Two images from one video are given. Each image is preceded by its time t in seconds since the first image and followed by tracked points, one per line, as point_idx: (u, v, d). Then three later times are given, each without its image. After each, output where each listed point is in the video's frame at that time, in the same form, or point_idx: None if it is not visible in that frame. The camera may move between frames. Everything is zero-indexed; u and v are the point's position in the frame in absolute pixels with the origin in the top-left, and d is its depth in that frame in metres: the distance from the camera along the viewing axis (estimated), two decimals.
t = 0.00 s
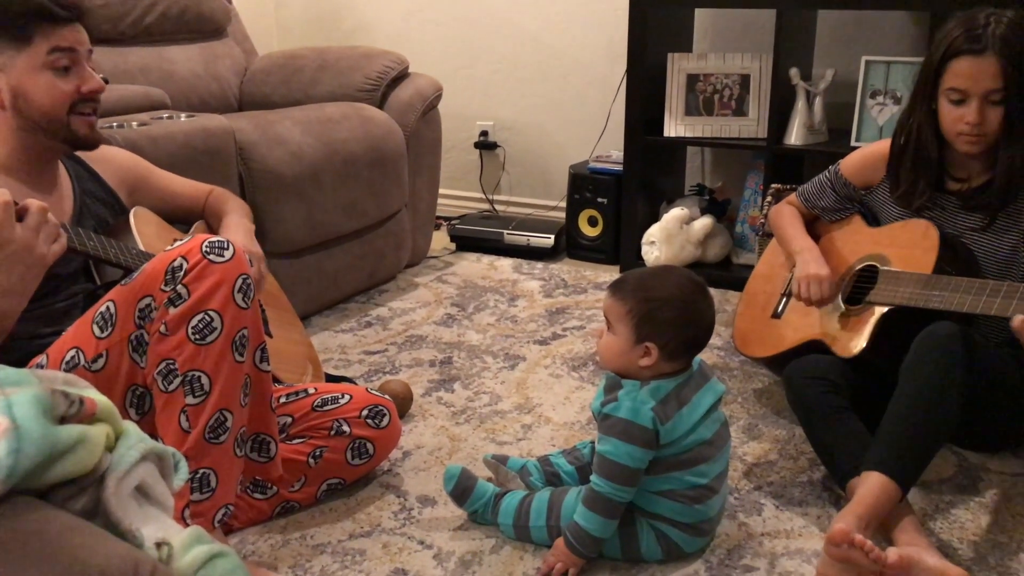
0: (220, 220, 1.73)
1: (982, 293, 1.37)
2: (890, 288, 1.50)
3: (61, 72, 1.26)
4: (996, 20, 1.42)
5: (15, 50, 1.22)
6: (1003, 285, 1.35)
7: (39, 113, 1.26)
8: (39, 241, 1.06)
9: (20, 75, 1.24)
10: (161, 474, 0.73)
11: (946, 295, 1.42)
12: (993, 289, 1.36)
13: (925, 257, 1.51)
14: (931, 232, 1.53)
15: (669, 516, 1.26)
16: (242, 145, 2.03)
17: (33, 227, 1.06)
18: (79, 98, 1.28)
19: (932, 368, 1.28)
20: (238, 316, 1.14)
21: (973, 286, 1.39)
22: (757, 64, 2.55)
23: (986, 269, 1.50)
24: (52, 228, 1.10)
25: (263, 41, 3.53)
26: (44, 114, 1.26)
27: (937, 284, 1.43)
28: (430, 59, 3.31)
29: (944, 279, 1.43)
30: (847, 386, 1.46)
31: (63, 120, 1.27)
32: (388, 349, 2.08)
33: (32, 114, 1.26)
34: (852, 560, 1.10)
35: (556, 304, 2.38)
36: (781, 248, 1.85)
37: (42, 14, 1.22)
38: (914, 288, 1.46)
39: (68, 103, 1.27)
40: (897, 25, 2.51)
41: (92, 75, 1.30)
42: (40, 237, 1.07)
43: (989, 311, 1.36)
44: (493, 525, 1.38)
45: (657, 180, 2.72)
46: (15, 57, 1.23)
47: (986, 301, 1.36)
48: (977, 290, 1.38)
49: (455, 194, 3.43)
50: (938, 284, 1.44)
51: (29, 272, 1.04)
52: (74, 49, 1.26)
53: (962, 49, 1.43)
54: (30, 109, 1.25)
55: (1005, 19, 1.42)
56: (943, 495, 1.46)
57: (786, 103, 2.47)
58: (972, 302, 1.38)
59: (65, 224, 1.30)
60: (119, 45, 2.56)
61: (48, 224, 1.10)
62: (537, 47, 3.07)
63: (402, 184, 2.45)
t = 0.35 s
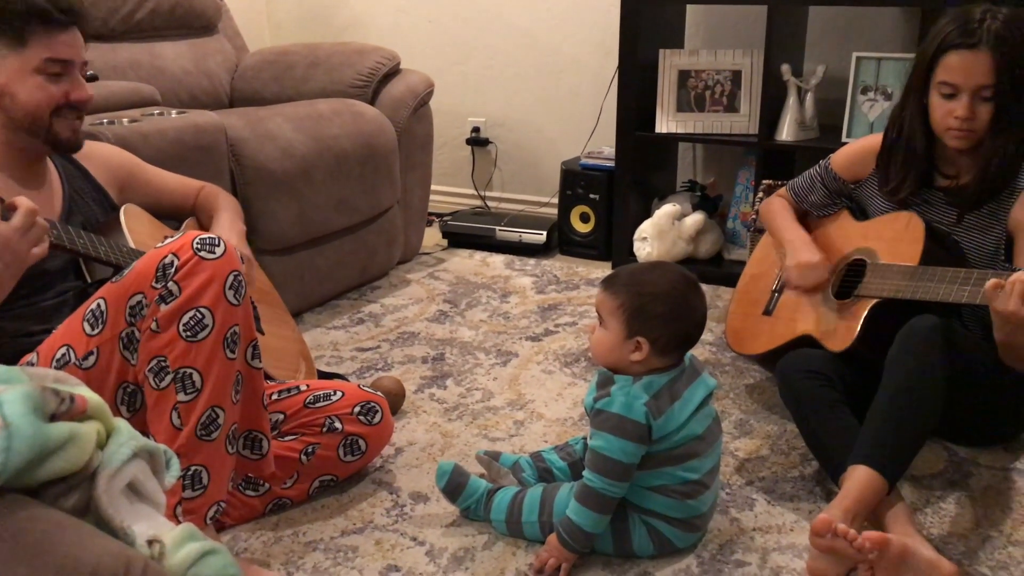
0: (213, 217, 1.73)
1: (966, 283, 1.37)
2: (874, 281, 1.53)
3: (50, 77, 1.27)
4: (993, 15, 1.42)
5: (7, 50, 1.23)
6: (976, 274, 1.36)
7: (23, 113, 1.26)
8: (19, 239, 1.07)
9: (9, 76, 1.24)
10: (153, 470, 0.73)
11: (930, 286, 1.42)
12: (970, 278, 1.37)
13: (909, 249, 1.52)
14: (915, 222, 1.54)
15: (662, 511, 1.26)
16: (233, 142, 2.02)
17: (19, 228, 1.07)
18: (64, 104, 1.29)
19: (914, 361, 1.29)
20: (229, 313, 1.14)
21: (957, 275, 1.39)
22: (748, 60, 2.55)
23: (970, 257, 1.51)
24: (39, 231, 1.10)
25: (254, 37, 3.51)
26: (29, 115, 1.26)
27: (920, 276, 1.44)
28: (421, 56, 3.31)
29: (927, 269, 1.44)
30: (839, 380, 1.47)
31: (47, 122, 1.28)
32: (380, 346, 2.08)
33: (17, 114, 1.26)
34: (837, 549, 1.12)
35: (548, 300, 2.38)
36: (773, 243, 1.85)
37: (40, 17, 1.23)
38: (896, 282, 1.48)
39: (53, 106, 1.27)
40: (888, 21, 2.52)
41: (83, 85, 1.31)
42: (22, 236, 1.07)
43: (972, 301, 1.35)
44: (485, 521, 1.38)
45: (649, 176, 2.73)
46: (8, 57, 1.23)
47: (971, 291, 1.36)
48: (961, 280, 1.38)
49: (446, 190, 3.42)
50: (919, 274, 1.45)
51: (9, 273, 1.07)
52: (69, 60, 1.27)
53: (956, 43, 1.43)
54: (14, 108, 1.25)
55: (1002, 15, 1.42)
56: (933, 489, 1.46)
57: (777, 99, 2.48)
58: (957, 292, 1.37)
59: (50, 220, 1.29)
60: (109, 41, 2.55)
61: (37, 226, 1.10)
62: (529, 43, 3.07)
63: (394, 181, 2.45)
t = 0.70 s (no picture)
0: (207, 211, 1.73)
1: (961, 280, 1.37)
2: (870, 279, 1.53)
3: (46, 76, 1.27)
4: (991, 10, 1.40)
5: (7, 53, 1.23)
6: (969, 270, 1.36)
7: (17, 111, 1.26)
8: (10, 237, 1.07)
9: (5, 75, 1.24)
10: (146, 468, 0.73)
11: (924, 282, 1.43)
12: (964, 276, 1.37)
13: (905, 246, 1.53)
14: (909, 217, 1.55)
15: (656, 507, 1.26)
16: (227, 138, 2.02)
17: (9, 224, 1.07)
18: (58, 103, 1.29)
19: (908, 358, 1.29)
20: (224, 309, 1.14)
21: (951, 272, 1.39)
22: (743, 56, 2.55)
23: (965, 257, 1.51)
24: (31, 227, 1.10)
25: (248, 32, 3.50)
26: (23, 113, 1.26)
27: (914, 272, 1.45)
28: (417, 51, 3.30)
29: (920, 266, 1.45)
30: (832, 376, 1.47)
31: (41, 120, 1.28)
32: (375, 342, 2.08)
33: (11, 111, 1.26)
34: (832, 546, 1.12)
35: (543, 296, 2.38)
36: (767, 237, 1.85)
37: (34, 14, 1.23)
38: (890, 279, 1.49)
39: (49, 104, 1.27)
40: (882, 17, 2.52)
41: (77, 84, 1.31)
42: (13, 235, 1.07)
43: (967, 297, 1.35)
44: (480, 517, 1.38)
45: (644, 172, 2.73)
46: (5, 57, 1.23)
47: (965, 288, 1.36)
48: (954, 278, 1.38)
49: (441, 186, 3.42)
50: (914, 271, 1.45)
51: None
52: (64, 60, 1.28)
53: (944, 32, 1.41)
54: (10, 107, 1.25)
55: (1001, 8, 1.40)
56: (927, 485, 1.47)
57: (772, 95, 2.48)
58: (950, 288, 1.38)
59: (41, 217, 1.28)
60: (103, 36, 2.54)
61: (27, 225, 1.10)
62: (524, 39, 3.07)
63: (389, 176, 2.44)
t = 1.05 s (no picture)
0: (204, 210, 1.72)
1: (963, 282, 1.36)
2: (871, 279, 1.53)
3: (31, 58, 1.28)
4: (998, 10, 1.39)
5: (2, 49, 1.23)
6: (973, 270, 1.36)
7: (12, 98, 1.26)
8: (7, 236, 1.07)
9: None
10: (146, 465, 0.73)
11: (924, 282, 1.42)
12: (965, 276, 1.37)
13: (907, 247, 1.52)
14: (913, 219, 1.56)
15: (655, 505, 1.27)
16: (226, 135, 2.02)
17: (6, 223, 1.06)
18: (51, 82, 1.30)
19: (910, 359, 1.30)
20: (224, 307, 1.14)
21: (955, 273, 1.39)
22: (742, 54, 2.55)
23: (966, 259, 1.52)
24: (28, 227, 1.09)
25: (247, 30, 3.50)
26: (19, 100, 1.26)
27: (915, 272, 1.45)
28: (416, 49, 3.30)
29: (922, 267, 1.44)
30: (832, 374, 1.47)
31: (38, 104, 1.28)
32: (374, 340, 2.08)
33: (6, 100, 1.26)
34: (832, 551, 1.12)
35: (543, 294, 2.38)
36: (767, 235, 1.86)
37: None
38: (892, 280, 1.48)
39: (42, 87, 1.28)
40: (882, 15, 2.52)
41: (64, 61, 1.32)
42: (11, 233, 1.07)
43: (968, 297, 1.34)
44: (480, 515, 1.38)
45: (643, 170, 2.73)
46: None
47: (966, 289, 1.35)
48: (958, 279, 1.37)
49: (441, 184, 3.42)
50: (917, 272, 1.45)
51: None
52: (44, 38, 1.29)
53: (946, 29, 1.41)
54: (5, 95, 1.26)
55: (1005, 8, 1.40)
56: (927, 483, 1.47)
57: (772, 93, 2.47)
58: (949, 288, 1.38)
59: (39, 215, 1.28)
60: (102, 34, 2.54)
61: (26, 223, 1.09)
62: (523, 37, 3.07)
63: (389, 174, 2.44)
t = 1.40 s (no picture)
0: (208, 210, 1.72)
1: (969, 287, 1.37)
2: (878, 279, 1.53)
3: (46, 81, 1.27)
4: (1009, 8, 1.39)
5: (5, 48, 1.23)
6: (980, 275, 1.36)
7: (21, 116, 1.27)
8: (14, 235, 1.07)
9: (9, 80, 1.24)
10: (149, 463, 0.73)
11: (930, 286, 1.43)
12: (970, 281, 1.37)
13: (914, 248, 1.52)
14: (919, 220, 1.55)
15: (658, 504, 1.26)
16: (230, 135, 2.02)
17: (13, 222, 1.07)
18: (60, 108, 1.30)
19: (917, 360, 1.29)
20: (228, 306, 1.14)
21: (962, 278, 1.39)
22: (746, 53, 2.54)
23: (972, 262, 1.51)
24: (34, 226, 1.10)
25: (250, 30, 3.50)
26: (27, 119, 1.27)
27: (919, 275, 1.45)
28: (419, 48, 3.30)
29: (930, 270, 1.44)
30: (834, 373, 1.47)
31: (43, 126, 1.29)
32: (377, 339, 2.08)
33: (15, 117, 1.27)
34: (832, 550, 1.12)
35: (545, 294, 2.38)
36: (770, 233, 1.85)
37: (43, 21, 1.23)
38: (898, 282, 1.48)
39: (50, 111, 1.28)
40: (885, 14, 2.52)
41: (80, 89, 1.32)
42: (18, 233, 1.07)
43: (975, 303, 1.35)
44: (482, 514, 1.38)
45: (645, 169, 2.73)
46: (5, 62, 1.23)
47: (975, 293, 1.35)
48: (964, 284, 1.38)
49: (444, 183, 3.42)
50: (922, 274, 1.45)
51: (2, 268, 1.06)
52: (66, 66, 1.28)
53: (957, 28, 1.42)
54: (12, 111, 1.26)
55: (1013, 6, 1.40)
56: (930, 483, 1.47)
57: (775, 92, 2.47)
58: (954, 294, 1.38)
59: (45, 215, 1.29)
60: (105, 33, 2.54)
61: (31, 223, 1.10)
62: (526, 36, 3.07)
63: (391, 174, 2.44)
